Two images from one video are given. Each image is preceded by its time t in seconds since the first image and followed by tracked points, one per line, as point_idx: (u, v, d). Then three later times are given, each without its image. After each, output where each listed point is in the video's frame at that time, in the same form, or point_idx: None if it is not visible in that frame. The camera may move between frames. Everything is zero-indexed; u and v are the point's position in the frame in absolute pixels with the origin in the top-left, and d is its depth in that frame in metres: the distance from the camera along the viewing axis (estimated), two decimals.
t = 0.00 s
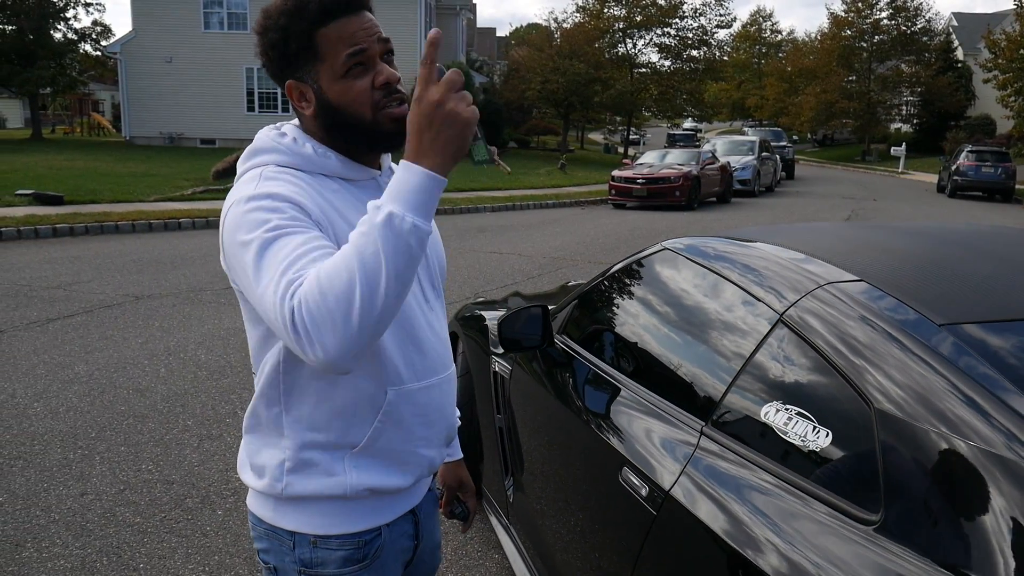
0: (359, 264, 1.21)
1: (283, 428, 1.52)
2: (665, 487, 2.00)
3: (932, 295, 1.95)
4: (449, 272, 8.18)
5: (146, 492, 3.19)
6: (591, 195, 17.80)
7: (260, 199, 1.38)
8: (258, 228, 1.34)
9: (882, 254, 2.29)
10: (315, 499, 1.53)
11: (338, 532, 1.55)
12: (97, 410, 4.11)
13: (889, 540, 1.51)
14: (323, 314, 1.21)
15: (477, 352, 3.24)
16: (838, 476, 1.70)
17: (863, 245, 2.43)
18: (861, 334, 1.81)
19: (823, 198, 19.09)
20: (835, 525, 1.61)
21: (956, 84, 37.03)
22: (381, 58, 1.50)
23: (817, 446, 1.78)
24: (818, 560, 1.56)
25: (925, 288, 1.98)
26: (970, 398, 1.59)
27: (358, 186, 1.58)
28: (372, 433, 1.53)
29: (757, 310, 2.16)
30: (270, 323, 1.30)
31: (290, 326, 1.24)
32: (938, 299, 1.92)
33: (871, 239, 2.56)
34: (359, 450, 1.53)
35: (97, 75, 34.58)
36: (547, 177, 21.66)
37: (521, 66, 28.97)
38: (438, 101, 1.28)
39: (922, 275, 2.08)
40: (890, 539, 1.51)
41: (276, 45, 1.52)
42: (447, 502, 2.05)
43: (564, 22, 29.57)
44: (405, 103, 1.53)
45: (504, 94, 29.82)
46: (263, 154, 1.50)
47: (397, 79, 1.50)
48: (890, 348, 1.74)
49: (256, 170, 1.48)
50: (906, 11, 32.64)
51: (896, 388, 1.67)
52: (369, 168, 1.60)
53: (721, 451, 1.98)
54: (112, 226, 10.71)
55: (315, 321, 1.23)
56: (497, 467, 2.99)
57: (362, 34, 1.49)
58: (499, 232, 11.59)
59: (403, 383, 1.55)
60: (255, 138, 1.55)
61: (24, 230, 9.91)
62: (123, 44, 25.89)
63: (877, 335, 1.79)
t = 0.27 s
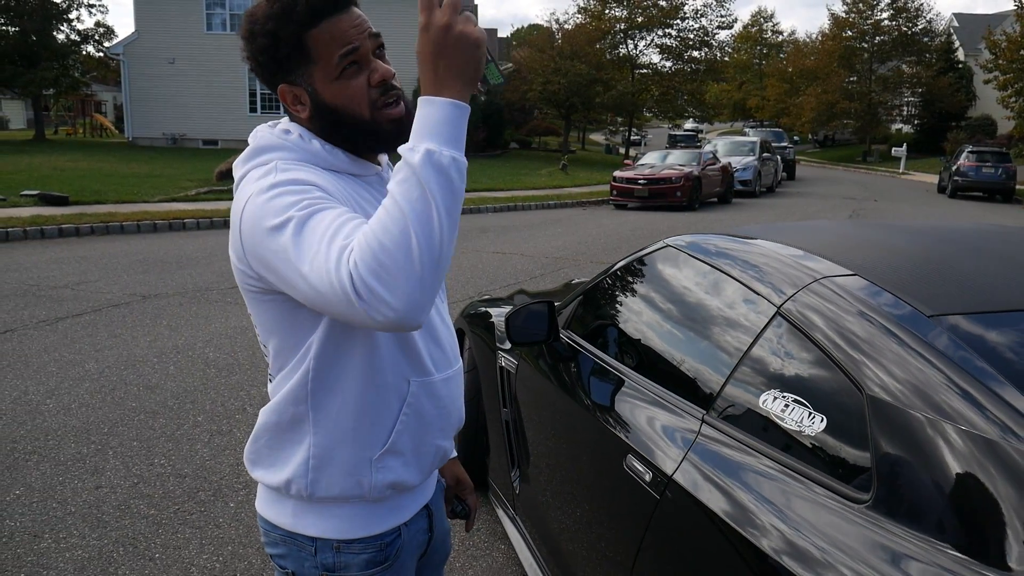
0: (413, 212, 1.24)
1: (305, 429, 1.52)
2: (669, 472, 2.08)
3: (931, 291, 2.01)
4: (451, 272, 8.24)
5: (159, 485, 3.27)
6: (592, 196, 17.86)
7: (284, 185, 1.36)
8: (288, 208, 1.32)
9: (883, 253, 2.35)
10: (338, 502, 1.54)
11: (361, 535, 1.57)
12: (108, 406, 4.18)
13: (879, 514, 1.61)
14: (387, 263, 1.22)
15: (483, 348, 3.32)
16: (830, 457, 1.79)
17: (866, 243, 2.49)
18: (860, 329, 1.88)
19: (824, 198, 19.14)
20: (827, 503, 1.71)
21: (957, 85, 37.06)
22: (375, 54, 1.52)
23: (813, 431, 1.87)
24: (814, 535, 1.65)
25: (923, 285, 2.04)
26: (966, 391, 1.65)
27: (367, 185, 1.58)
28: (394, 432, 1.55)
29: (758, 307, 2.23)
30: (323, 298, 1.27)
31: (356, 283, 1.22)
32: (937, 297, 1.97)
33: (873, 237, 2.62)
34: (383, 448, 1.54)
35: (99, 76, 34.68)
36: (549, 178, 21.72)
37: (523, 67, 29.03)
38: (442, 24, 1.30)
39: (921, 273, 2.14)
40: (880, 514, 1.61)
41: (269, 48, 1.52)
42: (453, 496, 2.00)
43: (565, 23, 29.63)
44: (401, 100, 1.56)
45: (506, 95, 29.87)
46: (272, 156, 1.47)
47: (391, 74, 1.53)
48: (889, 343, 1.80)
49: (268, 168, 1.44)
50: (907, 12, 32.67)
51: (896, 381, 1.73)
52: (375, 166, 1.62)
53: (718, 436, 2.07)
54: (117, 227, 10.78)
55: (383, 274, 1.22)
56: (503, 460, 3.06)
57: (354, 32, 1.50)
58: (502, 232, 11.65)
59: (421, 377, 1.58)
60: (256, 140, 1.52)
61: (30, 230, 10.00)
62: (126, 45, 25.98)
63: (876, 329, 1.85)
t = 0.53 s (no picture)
0: (429, 206, 1.30)
1: (314, 429, 1.56)
2: (668, 463, 2.14)
3: (925, 290, 2.07)
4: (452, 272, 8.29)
5: (167, 481, 3.33)
6: (591, 196, 17.93)
7: (292, 190, 1.40)
8: (300, 213, 1.36)
9: (879, 252, 2.41)
10: (346, 500, 1.60)
11: (368, 532, 1.62)
12: (115, 404, 4.24)
13: (870, 499, 1.69)
14: (409, 259, 1.27)
15: (486, 346, 3.38)
16: (822, 447, 1.87)
17: (862, 242, 2.55)
18: (855, 327, 1.94)
19: (823, 198, 19.21)
20: (820, 490, 1.79)
21: (955, 85, 37.16)
22: (372, 67, 1.55)
23: (806, 421, 1.95)
24: (806, 520, 1.72)
25: (918, 284, 2.10)
26: (958, 388, 1.71)
27: (368, 191, 1.62)
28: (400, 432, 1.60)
29: (757, 306, 2.29)
30: (342, 295, 1.31)
31: (380, 280, 1.28)
32: (931, 297, 2.03)
33: (869, 237, 2.67)
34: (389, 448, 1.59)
35: (99, 76, 34.71)
36: (548, 178, 21.78)
37: (522, 68, 29.10)
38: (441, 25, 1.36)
39: (914, 273, 2.21)
40: (871, 499, 1.69)
41: (268, 57, 1.54)
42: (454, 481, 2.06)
43: (565, 23, 29.70)
44: (396, 111, 1.60)
45: (505, 95, 29.92)
46: (273, 160, 1.50)
47: (389, 89, 1.56)
48: (882, 341, 1.86)
49: (270, 175, 1.48)
50: (905, 12, 32.76)
51: (889, 378, 1.79)
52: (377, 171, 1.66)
53: (714, 426, 2.14)
54: (119, 227, 10.83)
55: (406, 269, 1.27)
56: (506, 454, 3.13)
57: (355, 46, 1.53)
58: (502, 232, 11.71)
59: (425, 378, 1.64)
60: (257, 147, 1.55)
61: (32, 230, 10.05)
62: (126, 45, 26.03)
63: (870, 328, 1.91)
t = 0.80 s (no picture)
0: (411, 254, 1.30)
1: (312, 434, 1.61)
2: (664, 458, 2.18)
3: (918, 290, 2.11)
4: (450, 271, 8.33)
5: (170, 479, 3.36)
6: (589, 195, 17.96)
7: (281, 210, 1.44)
8: (285, 234, 1.40)
9: (874, 252, 2.45)
10: (345, 496, 1.63)
11: (367, 526, 1.66)
12: (117, 403, 4.28)
13: (861, 494, 1.73)
14: (375, 306, 1.28)
15: (486, 345, 3.42)
16: (816, 444, 1.91)
17: (856, 243, 2.59)
18: (849, 327, 1.98)
19: (820, 198, 19.25)
20: (812, 483, 1.83)
21: (952, 84, 37.23)
22: (354, 92, 1.58)
23: (798, 417, 2.00)
24: (800, 515, 1.76)
25: (909, 284, 2.15)
26: (948, 388, 1.75)
27: (364, 199, 1.66)
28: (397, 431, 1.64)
29: (753, 305, 2.32)
30: (319, 322, 1.34)
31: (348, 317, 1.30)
32: (924, 298, 2.07)
33: (863, 237, 2.71)
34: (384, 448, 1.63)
35: (97, 76, 34.69)
36: (546, 177, 21.82)
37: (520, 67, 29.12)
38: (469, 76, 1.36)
39: (907, 273, 2.25)
40: (863, 494, 1.73)
41: (260, 67, 1.59)
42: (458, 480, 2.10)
43: (562, 22, 29.72)
44: (381, 134, 1.62)
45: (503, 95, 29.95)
46: (270, 174, 1.56)
47: (370, 111, 1.58)
48: (875, 341, 1.90)
49: (264, 191, 1.52)
50: (903, 11, 32.81)
51: (881, 377, 1.83)
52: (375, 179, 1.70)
53: (709, 422, 2.19)
54: (118, 227, 10.86)
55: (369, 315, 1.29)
56: (505, 452, 3.17)
57: (336, 68, 1.57)
58: (500, 232, 11.74)
59: (421, 382, 1.68)
60: (259, 156, 1.61)
61: (32, 231, 10.08)
62: (124, 45, 26.03)
63: (864, 328, 1.95)
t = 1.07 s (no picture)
0: (340, 405, 1.38)
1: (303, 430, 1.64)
2: (658, 453, 2.22)
3: (909, 288, 2.14)
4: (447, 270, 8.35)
5: (169, 477, 3.38)
6: (585, 194, 17.98)
7: (261, 236, 1.49)
8: (256, 270, 1.46)
9: (867, 251, 2.48)
10: (340, 486, 1.65)
11: (362, 514, 1.68)
12: (115, 402, 4.29)
13: (852, 489, 1.76)
14: (305, 412, 1.37)
15: (482, 343, 3.45)
16: (809, 441, 1.94)
17: (847, 242, 2.61)
18: (840, 326, 2.00)
19: (815, 196, 19.29)
20: (804, 479, 1.86)
21: (947, 83, 37.30)
22: (365, 96, 1.65)
23: (788, 413, 2.03)
24: (791, 510, 1.80)
25: (899, 283, 2.18)
26: (937, 385, 1.77)
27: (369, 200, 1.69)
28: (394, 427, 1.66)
29: (746, 303, 2.35)
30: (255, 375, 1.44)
31: (266, 402, 1.39)
32: (913, 297, 2.10)
33: (854, 236, 2.74)
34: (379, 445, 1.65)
35: (93, 76, 34.64)
36: (543, 176, 21.84)
37: (516, 66, 29.11)
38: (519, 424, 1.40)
39: (899, 271, 2.28)
40: (854, 491, 1.76)
41: (278, 65, 1.67)
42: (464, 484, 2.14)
43: (558, 21, 29.70)
44: (388, 136, 1.69)
45: (499, 93, 29.95)
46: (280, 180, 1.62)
47: (379, 114, 1.66)
48: (866, 339, 1.93)
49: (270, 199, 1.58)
50: (898, 10, 32.82)
51: (872, 376, 1.86)
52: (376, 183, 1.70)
53: (703, 420, 2.22)
54: (114, 226, 10.85)
55: (292, 411, 1.38)
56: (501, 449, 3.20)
57: (348, 74, 1.63)
58: (496, 230, 11.75)
59: (416, 381, 1.68)
60: (274, 156, 1.67)
61: (28, 230, 10.07)
62: (119, 44, 25.98)
63: (855, 327, 1.97)
